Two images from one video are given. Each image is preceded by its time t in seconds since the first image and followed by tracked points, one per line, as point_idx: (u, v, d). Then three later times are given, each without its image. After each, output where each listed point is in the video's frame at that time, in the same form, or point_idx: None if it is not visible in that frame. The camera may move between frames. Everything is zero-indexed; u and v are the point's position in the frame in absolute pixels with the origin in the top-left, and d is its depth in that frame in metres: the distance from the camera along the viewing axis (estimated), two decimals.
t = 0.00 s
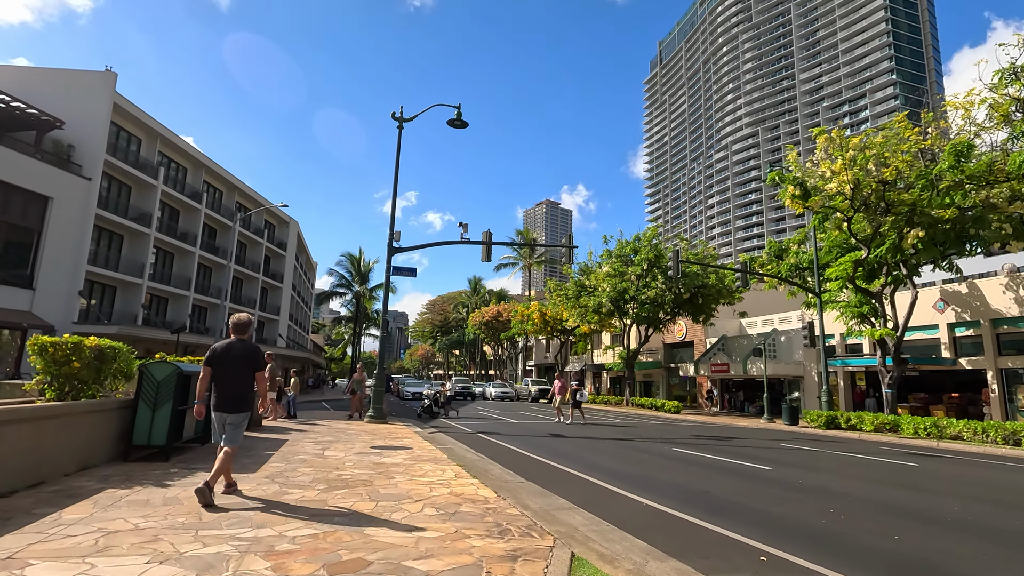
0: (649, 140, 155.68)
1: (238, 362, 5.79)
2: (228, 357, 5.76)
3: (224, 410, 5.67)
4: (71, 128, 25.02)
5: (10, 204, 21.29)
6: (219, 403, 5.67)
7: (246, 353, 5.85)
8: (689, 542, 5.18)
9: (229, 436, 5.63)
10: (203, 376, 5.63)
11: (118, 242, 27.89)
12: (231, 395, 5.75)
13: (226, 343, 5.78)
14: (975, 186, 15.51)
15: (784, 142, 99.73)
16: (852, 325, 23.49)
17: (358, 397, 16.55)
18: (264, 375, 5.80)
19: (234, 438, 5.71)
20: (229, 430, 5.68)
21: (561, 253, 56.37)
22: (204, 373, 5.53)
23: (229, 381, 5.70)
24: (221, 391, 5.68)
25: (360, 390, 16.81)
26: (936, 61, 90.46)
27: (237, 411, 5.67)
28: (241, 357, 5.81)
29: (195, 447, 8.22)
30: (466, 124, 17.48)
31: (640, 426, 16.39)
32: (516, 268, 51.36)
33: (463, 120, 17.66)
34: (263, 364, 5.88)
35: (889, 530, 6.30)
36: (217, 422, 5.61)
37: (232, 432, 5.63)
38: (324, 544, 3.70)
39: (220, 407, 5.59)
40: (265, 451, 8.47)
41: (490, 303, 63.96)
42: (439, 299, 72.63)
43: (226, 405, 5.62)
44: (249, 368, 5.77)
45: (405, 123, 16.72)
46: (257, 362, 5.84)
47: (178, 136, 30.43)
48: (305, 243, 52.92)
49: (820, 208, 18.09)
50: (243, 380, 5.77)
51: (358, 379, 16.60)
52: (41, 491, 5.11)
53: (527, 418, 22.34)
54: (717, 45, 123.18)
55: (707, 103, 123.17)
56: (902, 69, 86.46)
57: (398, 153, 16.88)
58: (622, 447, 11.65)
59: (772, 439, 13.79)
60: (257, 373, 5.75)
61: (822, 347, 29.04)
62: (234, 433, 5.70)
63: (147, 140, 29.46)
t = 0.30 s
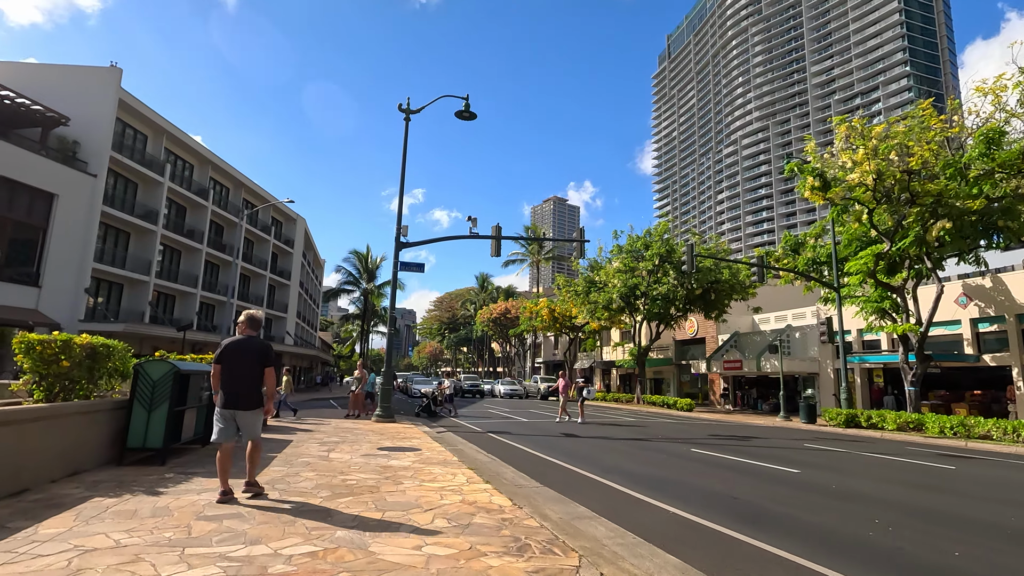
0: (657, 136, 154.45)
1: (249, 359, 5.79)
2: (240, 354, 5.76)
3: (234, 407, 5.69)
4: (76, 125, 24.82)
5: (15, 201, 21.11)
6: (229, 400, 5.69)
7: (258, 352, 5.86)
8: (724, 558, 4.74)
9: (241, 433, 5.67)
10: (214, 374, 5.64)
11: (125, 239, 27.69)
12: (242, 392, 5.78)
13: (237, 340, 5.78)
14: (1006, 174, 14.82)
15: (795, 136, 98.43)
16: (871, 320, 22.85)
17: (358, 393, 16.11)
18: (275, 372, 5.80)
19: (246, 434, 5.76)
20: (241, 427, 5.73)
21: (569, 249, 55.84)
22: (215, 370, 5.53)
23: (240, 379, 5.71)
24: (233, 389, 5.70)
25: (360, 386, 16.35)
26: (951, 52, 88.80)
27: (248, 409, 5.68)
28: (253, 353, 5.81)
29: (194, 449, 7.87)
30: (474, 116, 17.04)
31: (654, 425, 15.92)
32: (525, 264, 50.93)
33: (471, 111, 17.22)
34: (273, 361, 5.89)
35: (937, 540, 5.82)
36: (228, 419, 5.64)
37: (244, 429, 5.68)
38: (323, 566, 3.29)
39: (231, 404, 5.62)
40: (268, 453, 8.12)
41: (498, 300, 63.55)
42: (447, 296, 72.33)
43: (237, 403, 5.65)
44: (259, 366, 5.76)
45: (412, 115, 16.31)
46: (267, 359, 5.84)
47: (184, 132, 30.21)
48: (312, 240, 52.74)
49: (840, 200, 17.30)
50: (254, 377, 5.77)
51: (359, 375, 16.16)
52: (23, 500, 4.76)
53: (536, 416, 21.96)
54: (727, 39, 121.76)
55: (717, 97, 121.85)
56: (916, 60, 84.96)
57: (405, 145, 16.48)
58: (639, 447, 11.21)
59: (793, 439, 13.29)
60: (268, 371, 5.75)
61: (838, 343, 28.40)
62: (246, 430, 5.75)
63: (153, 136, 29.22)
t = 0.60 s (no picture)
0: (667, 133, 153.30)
1: (264, 357, 5.81)
2: (254, 352, 5.77)
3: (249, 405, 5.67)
4: (84, 123, 24.75)
5: (22, 199, 21.02)
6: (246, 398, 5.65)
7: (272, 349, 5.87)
8: (765, 569, 4.30)
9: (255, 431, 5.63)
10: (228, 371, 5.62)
11: (134, 238, 27.56)
12: (256, 390, 5.77)
13: (251, 338, 5.80)
14: None
15: (806, 131, 97.18)
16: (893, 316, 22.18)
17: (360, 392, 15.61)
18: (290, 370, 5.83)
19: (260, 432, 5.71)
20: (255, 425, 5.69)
21: (579, 246, 55.34)
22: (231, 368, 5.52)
23: (255, 377, 5.71)
24: (247, 387, 5.68)
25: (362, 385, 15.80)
26: (967, 44, 87.23)
27: (263, 406, 5.67)
28: (267, 352, 5.84)
29: (194, 449, 7.54)
30: (484, 107, 16.66)
31: (670, 424, 15.44)
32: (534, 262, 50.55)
33: (480, 103, 16.84)
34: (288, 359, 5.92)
35: (994, 547, 5.32)
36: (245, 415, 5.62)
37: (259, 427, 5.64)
38: None
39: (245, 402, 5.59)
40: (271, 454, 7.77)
41: (507, 299, 63.18)
42: (456, 295, 72.11)
43: (253, 400, 5.63)
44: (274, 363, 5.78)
45: (420, 107, 15.94)
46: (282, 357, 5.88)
47: (192, 130, 30.05)
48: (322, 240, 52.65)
49: (862, 190, 16.65)
50: (268, 375, 5.79)
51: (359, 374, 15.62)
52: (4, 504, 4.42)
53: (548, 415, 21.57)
54: (737, 34, 120.53)
55: (727, 93, 120.64)
56: (931, 52, 83.51)
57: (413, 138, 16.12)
58: (657, 446, 10.77)
59: (817, 438, 12.76)
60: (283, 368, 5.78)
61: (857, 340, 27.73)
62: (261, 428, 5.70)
63: (162, 134, 29.12)
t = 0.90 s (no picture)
0: (675, 128, 152.12)
1: (271, 354, 5.58)
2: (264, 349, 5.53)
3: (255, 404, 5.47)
4: (87, 120, 24.53)
5: (26, 197, 20.81)
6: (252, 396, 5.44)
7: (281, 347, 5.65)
8: None
9: (259, 430, 5.43)
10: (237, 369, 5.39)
11: (139, 236, 27.35)
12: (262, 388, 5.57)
13: (261, 335, 5.55)
14: None
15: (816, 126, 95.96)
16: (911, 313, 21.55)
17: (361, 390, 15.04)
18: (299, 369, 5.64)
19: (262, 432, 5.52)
20: (260, 425, 5.50)
21: (587, 243, 54.81)
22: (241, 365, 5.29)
23: (263, 375, 5.48)
24: (253, 385, 5.46)
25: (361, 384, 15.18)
26: (981, 35, 85.71)
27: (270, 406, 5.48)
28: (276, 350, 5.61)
29: (187, 454, 7.20)
30: (490, 100, 16.23)
31: (683, 424, 14.98)
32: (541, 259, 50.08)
33: (486, 95, 16.39)
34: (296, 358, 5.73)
35: None
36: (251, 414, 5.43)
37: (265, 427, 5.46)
38: None
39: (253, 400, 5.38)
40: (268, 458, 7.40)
41: (514, 296, 62.77)
42: (463, 292, 71.79)
43: (260, 399, 5.45)
44: (283, 362, 5.60)
45: (424, 99, 15.54)
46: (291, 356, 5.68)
47: (196, 127, 29.80)
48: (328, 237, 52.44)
49: (882, 182, 16.05)
50: (276, 373, 5.58)
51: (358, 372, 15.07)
52: None
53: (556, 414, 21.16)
54: (745, 28, 119.20)
55: (735, 88, 119.39)
56: (944, 44, 82.07)
57: (417, 131, 15.71)
58: (673, 448, 10.34)
59: (838, 439, 12.27)
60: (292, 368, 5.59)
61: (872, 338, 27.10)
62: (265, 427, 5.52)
63: (166, 131, 28.89)
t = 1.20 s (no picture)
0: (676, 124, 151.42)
1: (270, 352, 5.31)
2: (261, 347, 5.27)
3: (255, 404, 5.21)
4: (82, 112, 24.10)
5: (20, 190, 20.38)
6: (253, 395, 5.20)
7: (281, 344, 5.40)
8: None
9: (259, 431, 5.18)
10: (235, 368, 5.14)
11: (136, 230, 26.94)
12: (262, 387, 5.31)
13: (259, 332, 5.29)
14: None
15: (819, 121, 95.33)
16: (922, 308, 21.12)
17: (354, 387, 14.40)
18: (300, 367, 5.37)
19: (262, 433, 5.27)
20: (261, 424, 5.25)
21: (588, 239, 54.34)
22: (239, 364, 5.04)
23: (263, 373, 5.23)
24: (252, 385, 5.21)
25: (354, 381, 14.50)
26: (985, 30, 85.02)
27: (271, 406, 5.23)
28: (276, 346, 5.34)
29: (176, 454, 6.80)
30: (493, 88, 15.78)
31: (692, 421, 14.57)
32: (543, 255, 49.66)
33: (489, 83, 15.93)
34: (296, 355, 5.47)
35: None
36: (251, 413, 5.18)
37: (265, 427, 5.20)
38: None
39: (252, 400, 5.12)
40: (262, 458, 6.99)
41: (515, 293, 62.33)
42: (464, 289, 71.39)
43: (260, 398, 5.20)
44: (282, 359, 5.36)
45: (426, 87, 15.10)
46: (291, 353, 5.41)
47: (193, 120, 29.34)
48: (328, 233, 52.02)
49: (897, 173, 15.57)
50: (275, 370, 5.32)
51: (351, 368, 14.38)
52: None
53: (560, 411, 20.77)
54: (748, 23, 118.41)
55: (737, 84, 118.66)
56: (949, 39, 81.37)
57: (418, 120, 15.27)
58: (685, 447, 9.93)
59: (854, 437, 11.86)
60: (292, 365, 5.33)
61: (880, 333, 26.68)
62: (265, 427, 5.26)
63: (163, 125, 28.46)
